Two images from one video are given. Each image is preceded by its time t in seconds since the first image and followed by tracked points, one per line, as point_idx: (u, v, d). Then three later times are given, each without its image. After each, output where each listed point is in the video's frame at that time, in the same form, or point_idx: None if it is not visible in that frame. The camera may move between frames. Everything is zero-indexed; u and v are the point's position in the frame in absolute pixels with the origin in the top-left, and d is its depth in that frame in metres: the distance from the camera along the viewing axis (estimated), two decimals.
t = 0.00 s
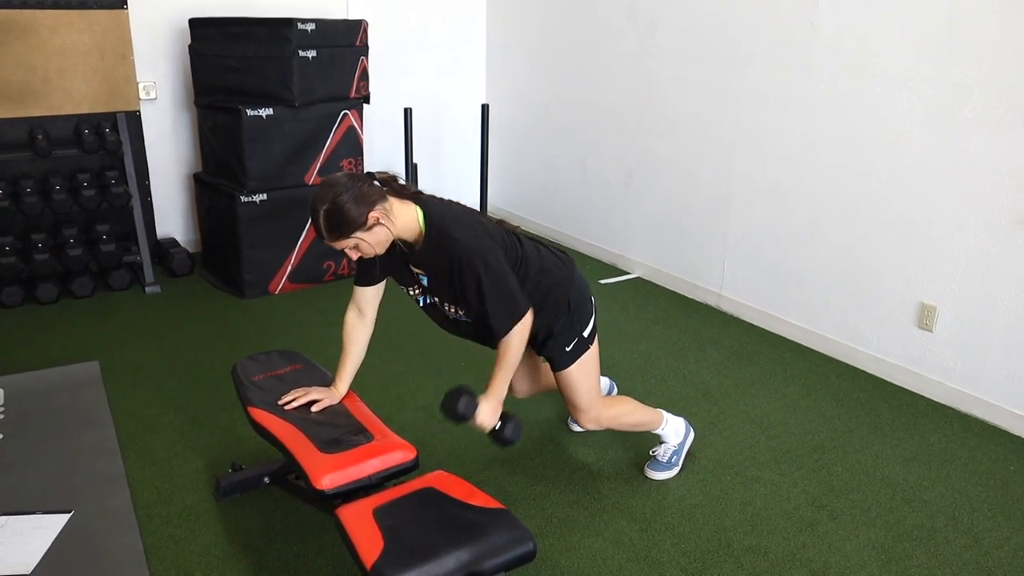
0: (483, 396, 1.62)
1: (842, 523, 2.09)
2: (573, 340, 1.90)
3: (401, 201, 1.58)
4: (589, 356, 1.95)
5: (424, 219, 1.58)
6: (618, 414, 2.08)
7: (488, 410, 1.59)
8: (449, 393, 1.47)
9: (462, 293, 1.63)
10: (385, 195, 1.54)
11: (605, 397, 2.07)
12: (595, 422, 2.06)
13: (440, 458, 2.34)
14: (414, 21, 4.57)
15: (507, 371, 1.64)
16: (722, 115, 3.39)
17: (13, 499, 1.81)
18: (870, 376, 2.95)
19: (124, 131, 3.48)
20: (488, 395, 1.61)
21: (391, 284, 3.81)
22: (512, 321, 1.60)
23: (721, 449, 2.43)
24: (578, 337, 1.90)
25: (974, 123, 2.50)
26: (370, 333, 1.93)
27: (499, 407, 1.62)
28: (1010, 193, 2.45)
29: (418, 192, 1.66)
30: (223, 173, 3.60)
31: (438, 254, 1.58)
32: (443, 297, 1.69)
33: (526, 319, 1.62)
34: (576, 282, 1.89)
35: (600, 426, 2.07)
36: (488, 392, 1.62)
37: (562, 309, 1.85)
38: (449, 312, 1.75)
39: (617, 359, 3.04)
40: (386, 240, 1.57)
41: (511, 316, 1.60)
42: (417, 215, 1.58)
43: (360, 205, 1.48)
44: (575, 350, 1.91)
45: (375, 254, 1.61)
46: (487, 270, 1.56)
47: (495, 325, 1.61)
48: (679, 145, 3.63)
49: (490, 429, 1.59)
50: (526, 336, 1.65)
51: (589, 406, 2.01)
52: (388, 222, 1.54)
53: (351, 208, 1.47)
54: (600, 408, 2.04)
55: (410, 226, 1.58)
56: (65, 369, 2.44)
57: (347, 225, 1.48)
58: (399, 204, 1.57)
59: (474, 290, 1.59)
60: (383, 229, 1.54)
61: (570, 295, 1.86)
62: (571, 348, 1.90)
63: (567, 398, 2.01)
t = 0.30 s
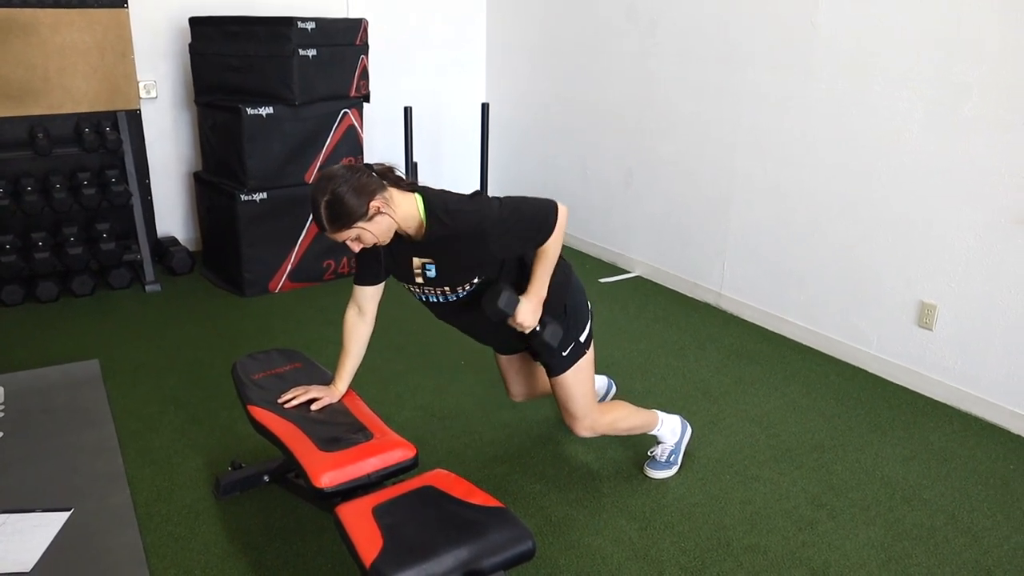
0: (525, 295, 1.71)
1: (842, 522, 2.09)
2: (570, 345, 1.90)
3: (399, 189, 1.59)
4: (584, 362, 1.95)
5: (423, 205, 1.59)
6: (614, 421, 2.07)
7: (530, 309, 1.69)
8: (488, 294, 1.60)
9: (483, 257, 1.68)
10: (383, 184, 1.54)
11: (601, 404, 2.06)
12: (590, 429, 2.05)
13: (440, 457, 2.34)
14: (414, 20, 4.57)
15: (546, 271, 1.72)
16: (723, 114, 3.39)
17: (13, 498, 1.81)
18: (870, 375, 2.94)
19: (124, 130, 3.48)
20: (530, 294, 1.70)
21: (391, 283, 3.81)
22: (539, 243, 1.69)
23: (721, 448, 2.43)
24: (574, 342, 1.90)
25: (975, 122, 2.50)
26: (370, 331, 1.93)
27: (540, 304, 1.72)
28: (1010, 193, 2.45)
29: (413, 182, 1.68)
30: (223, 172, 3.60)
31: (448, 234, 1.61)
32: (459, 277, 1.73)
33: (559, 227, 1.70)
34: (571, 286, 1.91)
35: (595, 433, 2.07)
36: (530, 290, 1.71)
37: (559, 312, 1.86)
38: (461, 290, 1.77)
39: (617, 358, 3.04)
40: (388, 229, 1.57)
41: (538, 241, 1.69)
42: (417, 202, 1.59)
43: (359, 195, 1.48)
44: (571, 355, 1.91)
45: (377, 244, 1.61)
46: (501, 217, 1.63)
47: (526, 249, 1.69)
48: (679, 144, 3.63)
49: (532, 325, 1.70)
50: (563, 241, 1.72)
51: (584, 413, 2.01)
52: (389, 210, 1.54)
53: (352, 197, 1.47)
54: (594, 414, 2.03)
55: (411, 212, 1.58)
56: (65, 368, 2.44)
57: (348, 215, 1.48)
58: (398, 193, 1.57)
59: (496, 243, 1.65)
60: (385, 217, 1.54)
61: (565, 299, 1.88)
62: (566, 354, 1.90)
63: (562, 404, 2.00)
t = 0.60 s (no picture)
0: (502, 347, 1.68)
1: (842, 522, 2.09)
2: (573, 338, 1.90)
3: (399, 194, 1.58)
4: (587, 355, 1.95)
5: (423, 211, 1.58)
6: (616, 416, 2.07)
7: (506, 360, 1.64)
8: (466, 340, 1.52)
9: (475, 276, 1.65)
10: (382, 190, 1.54)
11: (603, 398, 2.06)
12: (593, 424, 2.05)
13: (440, 457, 2.35)
14: (414, 21, 4.57)
15: (528, 323, 1.68)
16: (723, 114, 3.38)
17: (13, 498, 1.81)
18: (871, 375, 2.94)
19: (124, 130, 3.48)
20: (508, 344, 1.67)
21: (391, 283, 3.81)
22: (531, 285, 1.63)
23: (721, 448, 2.43)
24: (576, 335, 1.90)
25: (975, 122, 2.50)
26: (370, 331, 1.93)
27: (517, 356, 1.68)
28: (1010, 192, 2.45)
29: (412, 187, 1.67)
30: (223, 172, 3.61)
31: (445, 244, 1.59)
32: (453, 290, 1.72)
33: (550, 280, 1.66)
34: (574, 279, 1.89)
35: (598, 427, 2.06)
36: (508, 341, 1.67)
37: (562, 306, 1.84)
38: (453, 302, 1.78)
39: (617, 358, 3.04)
40: (388, 234, 1.57)
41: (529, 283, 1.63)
42: (416, 206, 1.59)
43: (358, 201, 1.48)
44: (574, 348, 1.91)
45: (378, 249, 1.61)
46: (497, 249, 1.57)
47: (515, 292, 1.64)
48: (679, 144, 3.63)
49: (506, 378, 1.65)
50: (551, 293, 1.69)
51: (587, 407, 2.01)
52: (388, 216, 1.54)
53: (351, 204, 1.47)
54: (597, 409, 2.03)
55: (410, 216, 1.58)
56: (66, 368, 2.45)
57: (347, 222, 1.48)
58: (398, 198, 1.57)
59: (488, 276, 1.61)
60: (384, 223, 1.54)
61: (569, 291, 1.86)
62: (569, 346, 1.90)
63: (565, 398, 2.01)
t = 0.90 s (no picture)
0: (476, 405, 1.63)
1: (841, 521, 2.09)
2: (573, 335, 1.90)
3: (400, 201, 1.58)
4: (587, 353, 1.95)
5: (424, 219, 1.58)
6: (615, 415, 2.07)
7: (478, 419, 1.61)
8: (440, 399, 1.48)
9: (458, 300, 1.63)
10: (384, 196, 1.54)
11: (602, 398, 2.06)
12: (592, 423, 2.05)
13: (440, 456, 2.35)
14: (414, 21, 4.57)
15: (498, 379, 1.64)
16: (723, 114, 3.38)
17: (13, 497, 1.81)
18: (871, 374, 2.94)
19: (124, 129, 3.48)
20: (480, 403, 1.62)
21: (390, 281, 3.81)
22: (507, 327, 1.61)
23: (721, 447, 2.43)
24: (577, 332, 1.90)
25: (975, 122, 2.50)
26: (370, 331, 1.93)
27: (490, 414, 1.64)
28: (1010, 192, 2.45)
29: (414, 193, 1.66)
30: (223, 172, 3.61)
31: (437, 260, 1.58)
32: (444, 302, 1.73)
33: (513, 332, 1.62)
34: (574, 277, 1.89)
35: (597, 426, 2.06)
36: (480, 399, 1.63)
37: (561, 304, 1.85)
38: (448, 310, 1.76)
39: (617, 357, 3.04)
40: (388, 240, 1.57)
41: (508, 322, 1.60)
42: (417, 214, 1.58)
43: (359, 208, 1.48)
44: (574, 345, 1.91)
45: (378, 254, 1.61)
46: (481, 282, 1.56)
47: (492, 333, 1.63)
48: (679, 144, 3.63)
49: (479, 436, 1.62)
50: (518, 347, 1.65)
51: (587, 406, 2.00)
52: (389, 222, 1.54)
53: (351, 211, 1.47)
54: (597, 408, 2.03)
55: (411, 224, 1.57)
56: (66, 367, 2.45)
57: (347, 228, 1.48)
58: (399, 204, 1.57)
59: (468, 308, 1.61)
60: (384, 229, 1.54)
61: (569, 288, 1.86)
62: (570, 343, 1.90)
63: (564, 396, 2.00)
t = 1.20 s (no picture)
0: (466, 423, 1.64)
1: (841, 520, 2.09)
2: (572, 335, 1.90)
3: (399, 201, 1.58)
4: (586, 352, 1.95)
5: (423, 220, 1.57)
6: (615, 414, 2.07)
7: (469, 436, 1.61)
8: (428, 420, 1.49)
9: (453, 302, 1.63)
10: (384, 196, 1.54)
11: (601, 397, 2.06)
12: (592, 422, 2.04)
13: (439, 455, 2.35)
14: (414, 20, 4.57)
15: (484, 392, 1.64)
16: (723, 113, 3.38)
17: (12, 496, 1.81)
18: (870, 372, 2.94)
19: (124, 128, 3.48)
20: (469, 420, 1.63)
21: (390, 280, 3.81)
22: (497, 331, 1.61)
23: (720, 446, 2.43)
24: (575, 331, 1.90)
25: (975, 122, 2.50)
26: (368, 329, 1.93)
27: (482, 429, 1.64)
28: (1009, 192, 2.45)
29: (414, 194, 1.66)
30: (223, 171, 3.60)
31: (433, 260, 1.59)
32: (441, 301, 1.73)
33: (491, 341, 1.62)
34: (572, 278, 1.88)
35: (596, 425, 2.06)
36: (470, 416, 1.63)
37: (560, 305, 1.85)
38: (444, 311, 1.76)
39: (616, 356, 3.04)
40: (387, 241, 1.56)
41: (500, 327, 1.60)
42: (416, 215, 1.58)
43: (358, 207, 1.48)
44: (573, 344, 1.91)
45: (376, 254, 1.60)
46: (474, 286, 1.56)
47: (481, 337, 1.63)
48: (679, 143, 3.63)
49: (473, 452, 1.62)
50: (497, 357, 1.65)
51: (586, 405, 2.00)
52: (387, 223, 1.53)
53: (350, 209, 1.47)
54: (596, 406, 2.02)
55: (410, 224, 1.57)
56: (65, 366, 2.45)
57: (345, 226, 1.48)
58: (399, 204, 1.57)
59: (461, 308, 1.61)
60: (383, 229, 1.53)
61: (567, 289, 1.86)
62: (568, 343, 1.90)
63: (563, 395, 2.00)
